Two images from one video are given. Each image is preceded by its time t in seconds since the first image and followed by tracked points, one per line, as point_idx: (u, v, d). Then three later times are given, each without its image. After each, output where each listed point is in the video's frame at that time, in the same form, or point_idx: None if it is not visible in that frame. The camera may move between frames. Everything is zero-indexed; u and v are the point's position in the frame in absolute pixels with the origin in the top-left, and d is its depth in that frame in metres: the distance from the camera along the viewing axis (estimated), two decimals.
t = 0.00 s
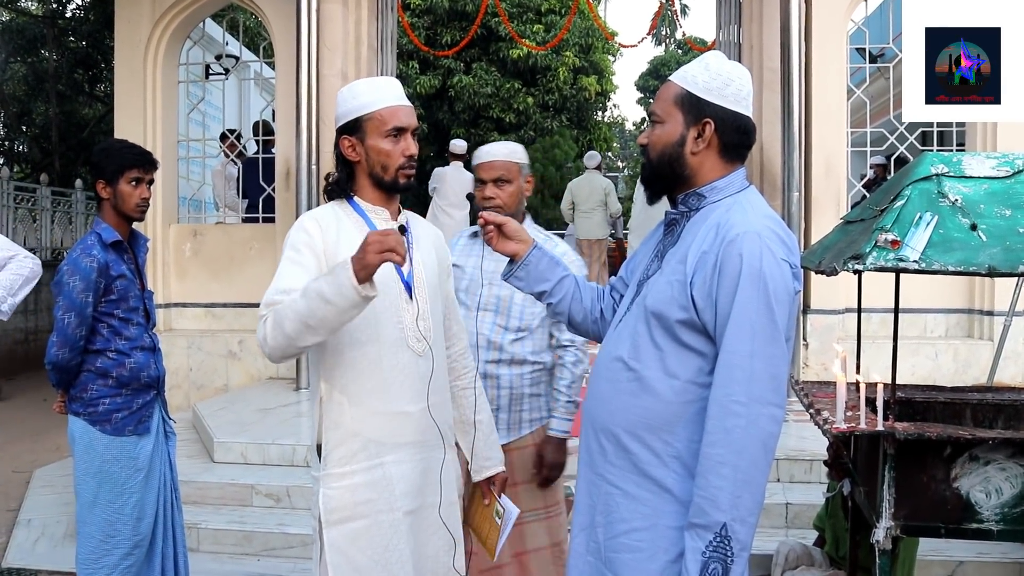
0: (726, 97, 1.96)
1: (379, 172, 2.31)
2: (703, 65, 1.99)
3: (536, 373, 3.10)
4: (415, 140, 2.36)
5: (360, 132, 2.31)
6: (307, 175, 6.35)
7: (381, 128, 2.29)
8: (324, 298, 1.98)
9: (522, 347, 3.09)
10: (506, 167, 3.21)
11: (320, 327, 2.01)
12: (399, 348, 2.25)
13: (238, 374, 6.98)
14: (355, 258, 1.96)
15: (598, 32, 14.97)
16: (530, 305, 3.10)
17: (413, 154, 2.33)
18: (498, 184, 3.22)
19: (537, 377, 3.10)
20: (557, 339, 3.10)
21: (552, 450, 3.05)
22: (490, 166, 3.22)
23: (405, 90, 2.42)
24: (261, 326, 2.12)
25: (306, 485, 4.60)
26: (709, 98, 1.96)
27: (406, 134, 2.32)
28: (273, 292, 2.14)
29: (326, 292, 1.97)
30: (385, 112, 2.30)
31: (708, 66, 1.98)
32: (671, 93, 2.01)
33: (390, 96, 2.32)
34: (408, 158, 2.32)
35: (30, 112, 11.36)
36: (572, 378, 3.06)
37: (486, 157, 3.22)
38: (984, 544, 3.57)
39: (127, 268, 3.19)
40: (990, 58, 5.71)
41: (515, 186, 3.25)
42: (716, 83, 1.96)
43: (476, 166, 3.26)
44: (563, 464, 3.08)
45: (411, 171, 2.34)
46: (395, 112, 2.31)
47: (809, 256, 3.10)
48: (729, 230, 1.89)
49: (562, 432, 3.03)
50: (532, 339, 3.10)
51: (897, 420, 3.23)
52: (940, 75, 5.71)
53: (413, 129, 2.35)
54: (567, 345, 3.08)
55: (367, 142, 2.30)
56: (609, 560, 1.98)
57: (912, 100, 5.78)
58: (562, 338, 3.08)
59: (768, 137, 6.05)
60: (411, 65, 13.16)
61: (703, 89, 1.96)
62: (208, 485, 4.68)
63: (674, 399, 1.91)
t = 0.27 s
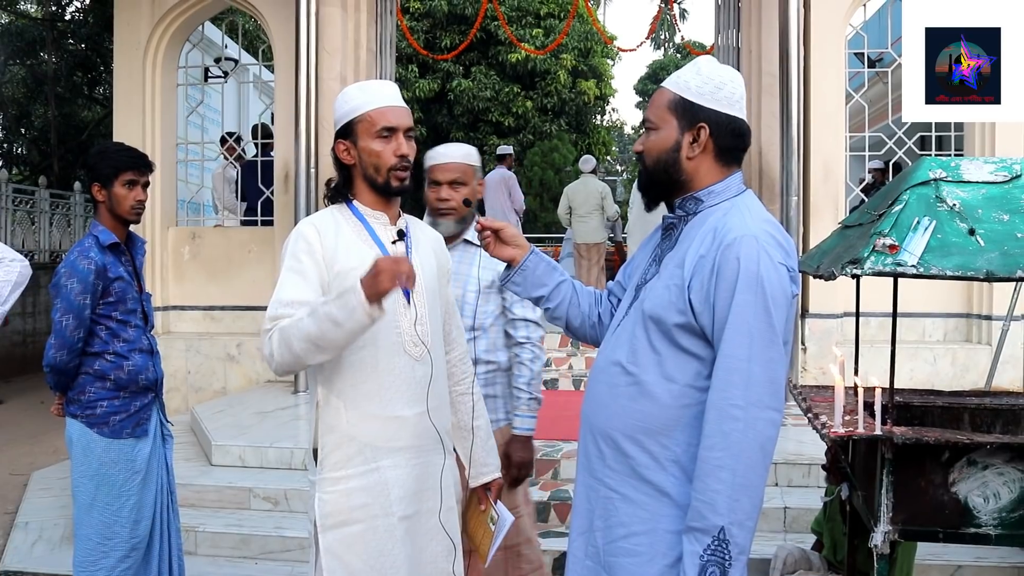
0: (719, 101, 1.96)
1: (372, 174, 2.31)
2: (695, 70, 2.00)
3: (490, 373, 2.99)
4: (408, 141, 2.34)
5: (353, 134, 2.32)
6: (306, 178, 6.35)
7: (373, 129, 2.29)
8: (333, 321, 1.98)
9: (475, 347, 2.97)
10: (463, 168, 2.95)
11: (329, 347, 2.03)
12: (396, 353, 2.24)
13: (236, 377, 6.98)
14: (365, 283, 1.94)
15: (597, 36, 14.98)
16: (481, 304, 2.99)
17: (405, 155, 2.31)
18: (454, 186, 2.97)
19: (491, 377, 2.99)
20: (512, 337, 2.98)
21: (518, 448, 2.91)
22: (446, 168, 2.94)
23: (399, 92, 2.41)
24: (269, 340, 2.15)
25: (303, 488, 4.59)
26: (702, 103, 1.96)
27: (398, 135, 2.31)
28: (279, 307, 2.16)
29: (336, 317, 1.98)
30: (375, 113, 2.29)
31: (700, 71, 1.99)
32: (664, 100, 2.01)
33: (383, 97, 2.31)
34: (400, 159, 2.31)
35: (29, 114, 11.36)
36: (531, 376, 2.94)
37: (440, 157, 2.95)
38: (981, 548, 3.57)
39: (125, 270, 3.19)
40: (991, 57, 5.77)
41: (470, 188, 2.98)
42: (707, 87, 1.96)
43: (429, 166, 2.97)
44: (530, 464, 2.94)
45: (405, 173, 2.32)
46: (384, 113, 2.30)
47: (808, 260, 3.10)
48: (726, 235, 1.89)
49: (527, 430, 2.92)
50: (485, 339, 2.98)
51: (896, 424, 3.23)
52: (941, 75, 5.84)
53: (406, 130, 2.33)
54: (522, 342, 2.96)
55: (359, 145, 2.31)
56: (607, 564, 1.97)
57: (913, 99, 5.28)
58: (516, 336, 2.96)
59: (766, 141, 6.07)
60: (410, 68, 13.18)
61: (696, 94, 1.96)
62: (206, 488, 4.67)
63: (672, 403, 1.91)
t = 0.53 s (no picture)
0: (711, 97, 1.96)
1: (369, 172, 2.30)
2: (683, 68, 1.99)
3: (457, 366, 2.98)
4: (402, 135, 2.32)
5: (348, 134, 2.32)
6: (306, 176, 6.34)
7: (365, 127, 2.28)
8: (340, 315, 2.01)
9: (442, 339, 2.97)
10: (433, 162, 3.05)
11: (337, 341, 2.05)
12: (396, 349, 2.24)
13: (236, 374, 6.97)
14: (366, 272, 1.97)
15: (597, 34, 14.97)
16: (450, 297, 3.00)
17: (400, 149, 2.29)
18: (424, 179, 3.06)
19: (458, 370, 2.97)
20: (482, 327, 3.01)
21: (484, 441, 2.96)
22: (417, 161, 3.04)
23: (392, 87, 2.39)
24: (277, 339, 2.16)
25: (303, 486, 4.59)
26: (695, 100, 1.96)
27: (390, 130, 2.30)
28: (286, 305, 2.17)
29: (342, 309, 2.00)
30: (366, 111, 2.29)
31: (690, 68, 1.99)
32: (656, 100, 2.01)
33: (371, 95, 2.30)
34: (394, 153, 2.29)
35: (28, 111, 11.36)
36: (498, 366, 2.98)
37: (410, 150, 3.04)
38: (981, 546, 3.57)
39: (123, 267, 3.19)
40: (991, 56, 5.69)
41: (439, 181, 3.10)
42: (699, 84, 1.96)
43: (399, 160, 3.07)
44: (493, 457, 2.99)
45: (402, 169, 2.31)
46: (376, 110, 2.29)
47: (807, 258, 3.10)
48: (724, 232, 1.89)
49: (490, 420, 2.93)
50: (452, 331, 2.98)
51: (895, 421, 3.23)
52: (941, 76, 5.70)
53: (399, 124, 2.31)
54: (492, 333, 3.00)
55: (355, 144, 2.31)
56: (610, 563, 1.97)
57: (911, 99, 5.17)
58: (487, 327, 2.98)
59: (766, 138, 6.05)
60: (409, 66, 13.18)
61: (687, 92, 1.96)
62: (205, 485, 4.67)
63: (672, 400, 1.91)
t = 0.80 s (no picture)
0: (716, 97, 1.96)
1: (369, 170, 2.30)
2: (692, 66, 1.99)
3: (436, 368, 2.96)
4: (402, 133, 2.31)
5: (348, 133, 2.32)
6: (307, 174, 6.33)
7: (365, 126, 2.29)
8: (338, 319, 2.01)
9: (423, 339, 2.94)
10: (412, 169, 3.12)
11: (335, 345, 2.06)
12: (396, 348, 2.24)
13: (237, 373, 6.98)
14: (363, 279, 1.97)
15: (599, 33, 14.96)
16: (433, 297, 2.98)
17: (400, 147, 2.29)
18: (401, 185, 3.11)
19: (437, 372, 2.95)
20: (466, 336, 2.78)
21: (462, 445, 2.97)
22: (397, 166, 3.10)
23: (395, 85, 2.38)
24: (277, 340, 2.17)
25: (304, 484, 4.59)
26: (700, 98, 1.96)
27: (390, 128, 2.29)
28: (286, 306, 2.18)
29: (340, 314, 2.01)
30: (366, 110, 2.29)
31: (698, 66, 1.98)
32: (663, 95, 2.01)
33: (371, 94, 2.30)
34: (395, 152, 2.29)
35: (30, 109, 11.38)
36: (485, 377, 2.78)
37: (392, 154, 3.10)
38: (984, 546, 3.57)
39: (124, 266, 3.19)
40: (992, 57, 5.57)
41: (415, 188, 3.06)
42: (706, 83, 1.96)
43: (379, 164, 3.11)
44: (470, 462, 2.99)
45: (402, 167, 2.30)
46: (376, 109, 2.29)
47: (809, 257, 3.10)
48: (724, 231, 1.89)
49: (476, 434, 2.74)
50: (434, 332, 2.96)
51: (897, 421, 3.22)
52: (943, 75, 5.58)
53: (399, 123, 2.31)
54: (478, 342, 2.77)
55: (355, 144, 2.31)
56: (611, 563, 1.97)
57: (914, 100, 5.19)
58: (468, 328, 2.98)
59: (768, 138, 6.04)
60: (411, 65, 13.19)
61: (694, 90, 1.96)
62: (206, 484, 4.67)
63: (672, 400, 1.91)
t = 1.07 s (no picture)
0: (718, 95, 1.96)
1: (369, 169, 2.30)
2: (698, 64, 1.99)
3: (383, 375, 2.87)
4: (402, 132, 2.31)
5: (348, 133, 2.33)
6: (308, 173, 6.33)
7: (363, 126, 2.29)
8: (339, 317, 2.02)
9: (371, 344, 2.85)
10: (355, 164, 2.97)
11: (337, 343, 2.06)
12: (396, 346, 2.25)
13: (238, 372, 6.98)
14: (364, 277, 1.97)
15: (599, 32, 14.96)
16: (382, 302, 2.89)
17: (398, 146, 2.29)
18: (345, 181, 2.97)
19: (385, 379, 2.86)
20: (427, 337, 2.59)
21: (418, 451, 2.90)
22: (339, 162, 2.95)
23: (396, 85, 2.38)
24: (278, 340, 2.18)
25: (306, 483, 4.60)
26: (704, 96, 1.96)
27: (389, 128, 2.29)
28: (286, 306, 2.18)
29: (341, 313, 2.01)
30: (364, 109, 2.29)
31: (703, 64, 1.98)
32: (665, 92, 2.01)
33: (370, 93, 2.30)
34: (393, 151, 2.29)
35: (30, 109, 11.39)
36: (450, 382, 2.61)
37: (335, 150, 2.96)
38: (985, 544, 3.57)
39: (123, 266, 3.19)
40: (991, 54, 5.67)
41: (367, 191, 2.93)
42: (708, 81, 1.96)
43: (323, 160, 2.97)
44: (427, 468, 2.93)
45: (401, 165, 2.30)
46: (374, 108, 2.29)
47: (809, 256, 3.10)
48: (723, 229, 1.89)
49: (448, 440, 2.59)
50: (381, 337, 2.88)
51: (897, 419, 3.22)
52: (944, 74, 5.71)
53: (398, 121, 2.31)
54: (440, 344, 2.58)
55: (355, 143, 2.31)
56: (610, 560, 1.97)
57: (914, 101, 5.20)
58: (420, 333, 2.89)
59: (769, 137, 6.04)
60: (411, 64, 13.19)
61: (697, 87, 1.96)
62: (207, 483, 4.67)
63: (671, 397, 1.92)
